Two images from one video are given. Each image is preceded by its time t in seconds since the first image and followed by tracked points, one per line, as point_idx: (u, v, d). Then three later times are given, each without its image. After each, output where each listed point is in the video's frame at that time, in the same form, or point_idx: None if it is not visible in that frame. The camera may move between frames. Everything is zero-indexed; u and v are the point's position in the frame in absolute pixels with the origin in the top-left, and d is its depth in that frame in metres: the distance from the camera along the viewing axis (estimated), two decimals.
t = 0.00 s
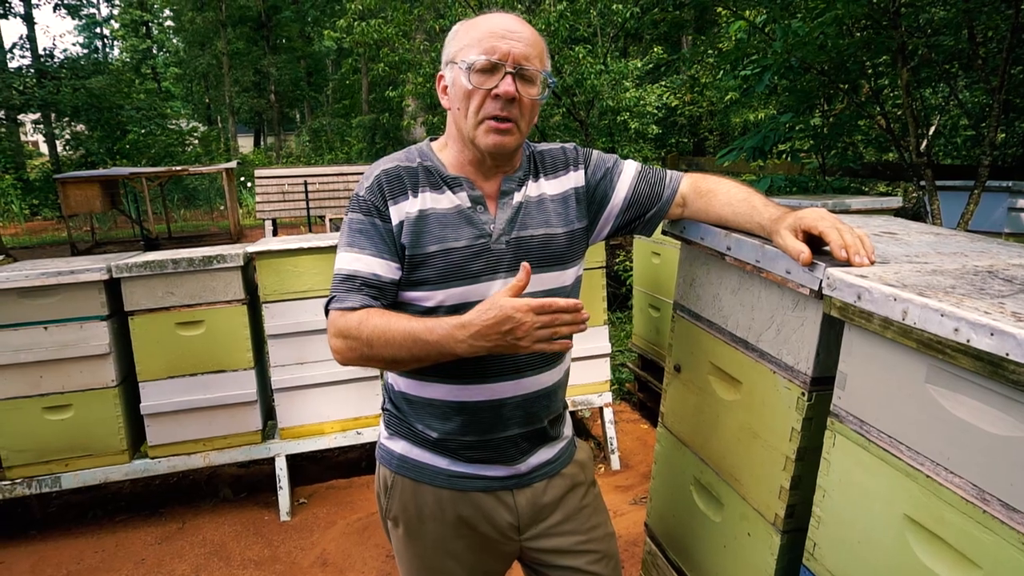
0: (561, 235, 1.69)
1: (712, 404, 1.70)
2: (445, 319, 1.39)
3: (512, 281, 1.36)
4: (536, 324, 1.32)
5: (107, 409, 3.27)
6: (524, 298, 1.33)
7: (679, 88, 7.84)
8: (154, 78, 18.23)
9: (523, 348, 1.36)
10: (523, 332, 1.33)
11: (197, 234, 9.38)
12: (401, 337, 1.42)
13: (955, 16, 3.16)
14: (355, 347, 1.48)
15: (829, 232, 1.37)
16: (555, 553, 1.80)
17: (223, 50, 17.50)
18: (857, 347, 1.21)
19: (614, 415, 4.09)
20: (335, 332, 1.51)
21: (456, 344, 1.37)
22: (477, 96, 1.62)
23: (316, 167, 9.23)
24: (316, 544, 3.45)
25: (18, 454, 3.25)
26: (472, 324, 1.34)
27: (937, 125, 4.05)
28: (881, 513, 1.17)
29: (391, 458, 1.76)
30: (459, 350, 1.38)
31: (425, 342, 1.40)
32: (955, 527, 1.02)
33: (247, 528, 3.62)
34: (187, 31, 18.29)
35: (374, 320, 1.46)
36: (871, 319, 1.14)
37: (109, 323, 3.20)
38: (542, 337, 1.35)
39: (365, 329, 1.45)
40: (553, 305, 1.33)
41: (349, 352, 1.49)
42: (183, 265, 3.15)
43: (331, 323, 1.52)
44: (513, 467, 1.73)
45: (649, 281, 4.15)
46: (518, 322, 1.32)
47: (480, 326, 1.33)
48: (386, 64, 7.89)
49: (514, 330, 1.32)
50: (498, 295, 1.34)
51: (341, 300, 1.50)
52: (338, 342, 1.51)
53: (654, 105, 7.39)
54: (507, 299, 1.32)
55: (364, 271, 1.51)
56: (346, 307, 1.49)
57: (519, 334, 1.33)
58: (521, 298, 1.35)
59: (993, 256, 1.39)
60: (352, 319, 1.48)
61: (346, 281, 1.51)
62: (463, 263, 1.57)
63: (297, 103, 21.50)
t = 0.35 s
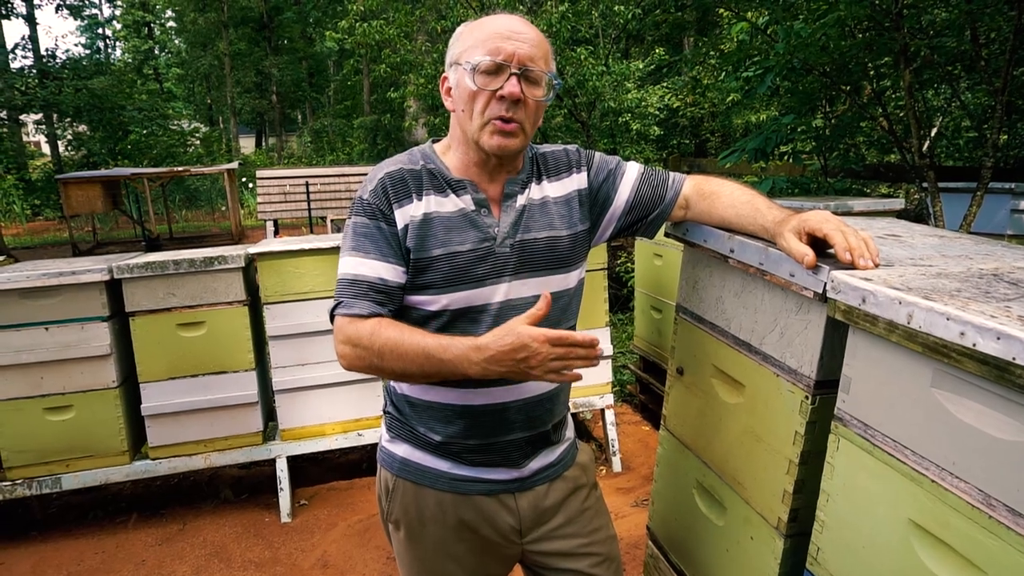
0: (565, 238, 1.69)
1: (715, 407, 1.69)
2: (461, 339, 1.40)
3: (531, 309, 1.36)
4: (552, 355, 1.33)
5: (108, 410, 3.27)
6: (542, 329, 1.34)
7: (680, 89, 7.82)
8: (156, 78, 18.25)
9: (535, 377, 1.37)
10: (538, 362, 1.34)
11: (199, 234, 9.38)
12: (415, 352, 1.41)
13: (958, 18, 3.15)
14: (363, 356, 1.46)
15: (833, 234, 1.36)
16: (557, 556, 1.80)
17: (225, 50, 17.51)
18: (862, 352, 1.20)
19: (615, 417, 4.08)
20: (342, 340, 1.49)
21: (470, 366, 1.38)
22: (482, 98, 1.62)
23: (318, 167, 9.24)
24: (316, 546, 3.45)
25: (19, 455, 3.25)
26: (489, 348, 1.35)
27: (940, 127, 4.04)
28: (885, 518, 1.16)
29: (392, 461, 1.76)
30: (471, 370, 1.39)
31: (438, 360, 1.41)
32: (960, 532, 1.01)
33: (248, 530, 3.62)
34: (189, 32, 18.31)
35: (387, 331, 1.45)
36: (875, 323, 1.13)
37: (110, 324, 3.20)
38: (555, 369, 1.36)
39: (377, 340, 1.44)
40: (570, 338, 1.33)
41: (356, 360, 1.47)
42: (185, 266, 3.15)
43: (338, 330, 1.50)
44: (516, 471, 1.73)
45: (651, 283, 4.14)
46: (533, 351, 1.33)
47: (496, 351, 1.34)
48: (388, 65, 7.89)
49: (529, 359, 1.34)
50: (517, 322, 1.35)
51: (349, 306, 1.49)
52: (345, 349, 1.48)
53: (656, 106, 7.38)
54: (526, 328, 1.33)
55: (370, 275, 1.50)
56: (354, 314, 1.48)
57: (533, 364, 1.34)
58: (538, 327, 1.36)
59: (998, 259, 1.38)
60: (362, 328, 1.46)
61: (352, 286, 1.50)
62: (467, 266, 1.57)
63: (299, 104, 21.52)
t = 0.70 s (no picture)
0: (568, 240, 1.68)
1: (718, 410, 1.68)
2: (476, 334, 1.38)
3: (544, 301, 1.32)
4: (568, 347, 1.30)
5: (108, 411, 3.26)
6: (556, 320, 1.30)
7: (683, 90, 7.83)
8: (157, 79, 18.27)
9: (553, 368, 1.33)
10: (555, 353, 1.31)
11: (200, 235, 9.38)
12: (431, 351, 1.41)
13: (961, 19, 3.14)
14: (374, 360, 1.45)
15: (838, 236, 1.36)
16: (559, 560, 1.79)
17: (227, 51, 17.52)
18: (868, 355, 1.19)
19: (617, 419, 4.07)
20: (352, 344, 1.47)
21: (486, 360, 1.37)
22: (486, 102, 1.61)
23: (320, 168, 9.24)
24: (317, 548, 3.44)
25: (19, 456, 3.24)
26: (505, 341, 1.33)
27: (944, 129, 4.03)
28: (891, 523, 1.15)
29: (394, 464, 1.75)
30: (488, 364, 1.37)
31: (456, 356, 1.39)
32: (966, 538, 1.01)
33: (249, 531, 3.61)
34: (191, 33, 18.32)
35: (401, 331, 1.44)
36: (881, 326, 1.12)
37: (111, 325, 3.19)
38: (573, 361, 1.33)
39: (390, 341, 1.43)
40: (586, 330, 1.29)
41: (368, 362, 1.46)
42: (186, 267, 3.14)
43: (348, 334, 1.48)
44: (518, 473, 1.72)
45: (653, 285, 4.13)
46: (548, 344, 1.30)
47: (511, 345, 1.32)
48: (389, 66, 7.89)
49: (546, 350, 1.31)
50: (533, 313, 1.32)
51: (359, 308, 1.47)
52: (355, 353, 1.47)
53: (657, 107, 7.38)
54: (540, 319, 1.30)
55: (378, 276, 1.49)
56: (364, 316, 1.47)
57: (549, 355, 1.31)
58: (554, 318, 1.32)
59: (1004, 261, 1.37)
60: (373, 330, 1.45)
61: (360, 288, 1.49)
62: (469, 268, 1.56)
63: (301, 105, 21.57)
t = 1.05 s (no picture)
0: (570, 242, 1.67)
1: (720, 411, 1.67)
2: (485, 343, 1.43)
3: (556, 320, 1.42)
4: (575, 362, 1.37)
5: (108, 412, 3.25)
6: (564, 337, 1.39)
7: (683, 89, 7.82)
8: (157, 80, 18.27)
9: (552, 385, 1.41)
10: (561, 369, 1.38)
11: (200, 235, 9.36)
12: (438, 358, 1.43)
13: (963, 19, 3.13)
14: (378, 363, 1.45)
15: (843, 237, 1.35)
16: (560, 561, 1.78)
17: (227, 51, 17.50)
18: (872, 356, 1.18)
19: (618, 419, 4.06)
20: (355, 347, 1.47)
21: (493, 370, 1.41)
22: (492, 110, 1.60)
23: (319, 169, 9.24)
24: (318, 549, 3.43)
25: (19, 458, 3.23)
26: (515, 352, 1.39)
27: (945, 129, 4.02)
28: (895, 526, 1.14)
29: (395, 465, 1.74)
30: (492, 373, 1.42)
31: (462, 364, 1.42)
32: (973, 541, 1.00)
33: (249, 533, 3.60)
34: (191, 34, 18.31)
35: (410, 338, 1.45)
36: (887, 327, 1.12)
37: (111, 326, 3.18)
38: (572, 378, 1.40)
39: (397, 347, 1.44)
40: (591, 350, 1.38)
41: (370, 366, 1.46)
42: (186, 267, 3.13)
43: (350, 336, 1.48)
44: (520, 475, 1.71)
45: (654, 285, 4.12)
46: (555, 357, 1.37)
47: (519, 356, 1.38)
48: (389, 66, 7.88)
49: (553, 365, 1.38)
50: (543, 329, 1.40)
51: (362, 312, 1.47)
52: (358, 357, 1.47)
53: (657, 107, 7.38)
54: (552, 335, 1.38)
55: (380, 279, 1.49)
56: (368, 320, 1.47)
57: (554, 369, 1.38)
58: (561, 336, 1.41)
59: (1009, 262, 1.37)
60: (377, 335, 1.45)
61: (362, 291, 1.48)
62: (471, 271, 1.55)
63: (301, 105, 21.57)
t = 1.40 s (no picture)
0: (570, 239, 1.66)
1: (722, 410, 1.67)
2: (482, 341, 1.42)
3: (555, 318, 1.41)
4: (572, 361, 1.36)
5: (107, 409, 3.24)
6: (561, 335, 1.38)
7: (683, 86, 7.80)
8: (156, 75, 18.23)
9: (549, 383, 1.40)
10: (558, 368, 1.38)
11: (199, 231, 9.34)
12: (434, 356, 1.42)
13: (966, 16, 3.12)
14: (376, 360, 1.45)
15: (847, 235, 1.34)
16: (560, 560, 1.77)
17: (226, 47, 17.44)
18: (876, 355, 1.17)
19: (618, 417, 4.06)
20: (353, 344, 1.47)
21: (490, 369, 1.41)
22: (488, 102, 1.59)
23: (319, 165, 9.22)
24: (317, 546, 3.43)
25: (17, 454, 3.23)
26: (512, 350, 1.38)
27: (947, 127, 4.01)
28: (899, 526, 1.13)
29: (395, 462, 1.73)
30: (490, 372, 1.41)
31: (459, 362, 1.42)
32: (978, 541, 0.99)
33: (248, 529, 3.60)
34: (190, 29, 18.25)
35: (406, 335, 1.44)
36: (891, 325, 1.11)
37: (110, 323, 3.17)
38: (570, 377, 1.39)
39: (394, 345, 1.43)
40: (588, 349, 1.37)
41: (368, 363, 1.46)
42: (185, 263, 3.12)
43: (348, 334, 1.48)
44: (520, 473, 1.70)
45: (654, 282, 4.11)
46: (553, 355, 1.36)
47: (515, 354, 1.37)
48: (389, 62, 7.86)
49: (550, 364, 1.37)
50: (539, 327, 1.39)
51: (358, 309, 1.47)
52: (356, 354, 1.46)
53: (657, 104, 7.37)
54: (549, 334, 1.38)
55: (377, 276, 1.48)
56: (364, 317, 1.46)
57: (551, 368, 1.38)
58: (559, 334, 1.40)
59: (1013, 260, 1.36)
60: (375, 332, 1.45)
61: (359, 288, 1.48)
62: (471, 268, 1.54)
63: (300, 101, 21.51)
